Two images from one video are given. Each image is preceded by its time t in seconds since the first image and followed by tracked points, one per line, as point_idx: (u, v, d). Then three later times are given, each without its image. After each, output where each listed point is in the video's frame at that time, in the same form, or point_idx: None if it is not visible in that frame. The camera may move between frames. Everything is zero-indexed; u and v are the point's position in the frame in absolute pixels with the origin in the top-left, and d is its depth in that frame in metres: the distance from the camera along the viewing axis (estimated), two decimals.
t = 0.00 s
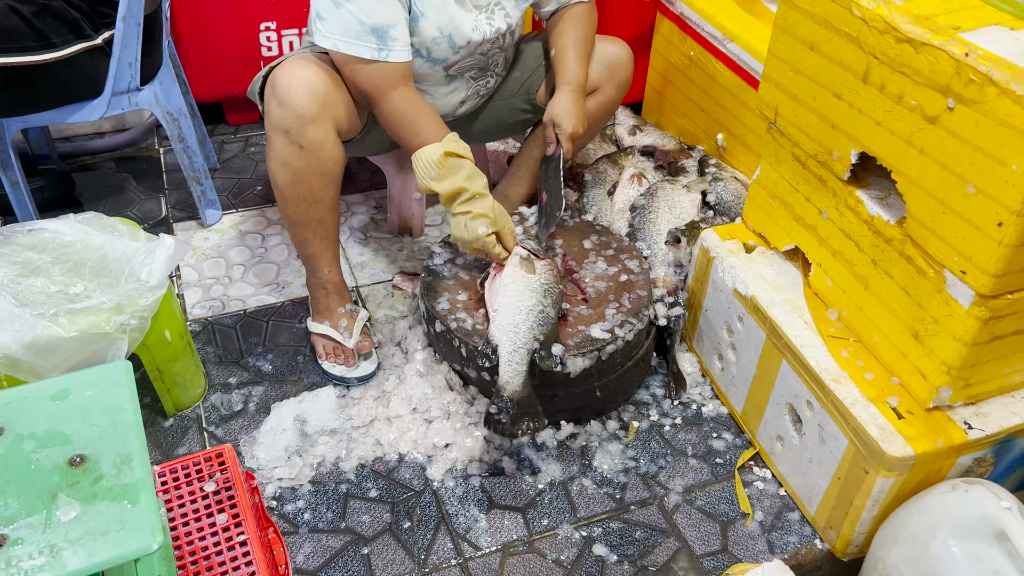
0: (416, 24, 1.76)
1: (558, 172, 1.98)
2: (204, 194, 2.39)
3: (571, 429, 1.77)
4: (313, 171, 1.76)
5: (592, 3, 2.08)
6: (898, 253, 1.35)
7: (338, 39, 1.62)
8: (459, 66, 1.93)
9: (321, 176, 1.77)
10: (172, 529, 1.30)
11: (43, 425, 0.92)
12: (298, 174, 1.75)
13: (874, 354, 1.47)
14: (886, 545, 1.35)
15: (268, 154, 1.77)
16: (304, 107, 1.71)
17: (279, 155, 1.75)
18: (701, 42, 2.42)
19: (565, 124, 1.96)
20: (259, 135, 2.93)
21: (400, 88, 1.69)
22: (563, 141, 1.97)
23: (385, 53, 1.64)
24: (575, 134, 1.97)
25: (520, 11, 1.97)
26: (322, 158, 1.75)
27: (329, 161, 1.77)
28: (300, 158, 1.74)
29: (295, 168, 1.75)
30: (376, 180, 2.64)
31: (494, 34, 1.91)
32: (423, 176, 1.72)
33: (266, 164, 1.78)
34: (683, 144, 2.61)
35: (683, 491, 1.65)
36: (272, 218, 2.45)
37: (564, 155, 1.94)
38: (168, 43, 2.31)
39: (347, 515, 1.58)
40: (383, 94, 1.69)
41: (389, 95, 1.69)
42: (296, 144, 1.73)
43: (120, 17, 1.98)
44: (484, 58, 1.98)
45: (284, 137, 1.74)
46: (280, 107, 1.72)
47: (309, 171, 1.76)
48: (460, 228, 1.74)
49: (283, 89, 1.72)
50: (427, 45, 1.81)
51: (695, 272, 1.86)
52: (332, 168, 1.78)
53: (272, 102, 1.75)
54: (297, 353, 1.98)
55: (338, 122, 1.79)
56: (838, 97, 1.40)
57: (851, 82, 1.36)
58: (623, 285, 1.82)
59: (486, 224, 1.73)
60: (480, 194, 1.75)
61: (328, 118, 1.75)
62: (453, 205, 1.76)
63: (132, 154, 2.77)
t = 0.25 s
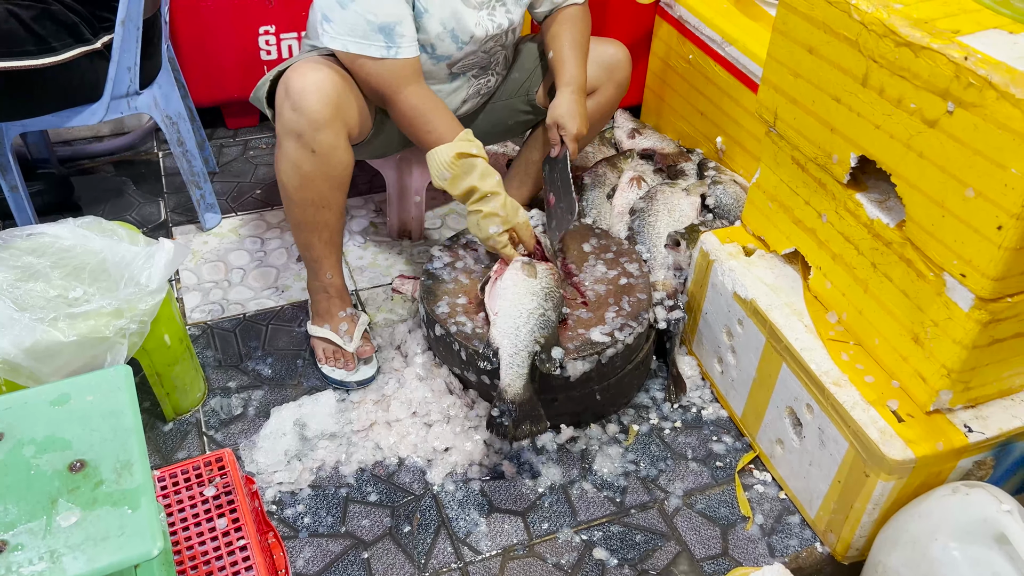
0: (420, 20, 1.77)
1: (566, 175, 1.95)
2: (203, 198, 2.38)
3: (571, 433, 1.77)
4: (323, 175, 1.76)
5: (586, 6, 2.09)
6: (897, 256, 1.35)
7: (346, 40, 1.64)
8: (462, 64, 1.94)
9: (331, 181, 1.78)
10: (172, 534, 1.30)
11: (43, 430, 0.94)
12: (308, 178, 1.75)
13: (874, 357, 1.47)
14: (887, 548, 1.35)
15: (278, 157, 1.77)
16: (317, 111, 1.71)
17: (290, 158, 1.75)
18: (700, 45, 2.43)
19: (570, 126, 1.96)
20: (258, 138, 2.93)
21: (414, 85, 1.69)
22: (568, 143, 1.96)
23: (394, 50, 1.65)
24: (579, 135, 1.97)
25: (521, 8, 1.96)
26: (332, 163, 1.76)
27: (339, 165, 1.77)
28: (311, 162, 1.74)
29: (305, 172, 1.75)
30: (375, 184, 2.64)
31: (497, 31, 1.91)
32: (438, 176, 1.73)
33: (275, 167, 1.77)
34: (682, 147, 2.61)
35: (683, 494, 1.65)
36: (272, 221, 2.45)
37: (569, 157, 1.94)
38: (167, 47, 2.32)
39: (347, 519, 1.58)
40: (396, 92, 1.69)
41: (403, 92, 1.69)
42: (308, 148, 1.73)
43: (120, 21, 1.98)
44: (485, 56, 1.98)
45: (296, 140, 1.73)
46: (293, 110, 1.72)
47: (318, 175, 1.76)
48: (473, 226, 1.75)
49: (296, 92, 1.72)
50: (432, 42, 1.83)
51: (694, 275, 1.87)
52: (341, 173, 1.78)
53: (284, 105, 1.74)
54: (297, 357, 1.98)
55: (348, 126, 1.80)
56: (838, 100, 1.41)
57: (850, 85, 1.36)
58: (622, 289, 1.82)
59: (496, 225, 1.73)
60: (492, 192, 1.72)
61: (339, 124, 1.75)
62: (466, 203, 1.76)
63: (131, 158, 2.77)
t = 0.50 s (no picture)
0: (429, 22, 1.77)
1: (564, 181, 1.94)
2: (201, 201, 2.38)
3: (569, 436, 1.77)
4: (335, 182, 1.76)
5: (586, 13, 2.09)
6: (895, 259, 1.36)
7: (360, 45, 1.65)
8: (468, 67, 1.95)
9: (343, 187, 1.78)
10: (169, 539, 1.29)
11: (40, 436, 0.94)
12: (320, 184, 1.75)
13: (872, 360, 1.47)
14: (885, 551, 1.35)
15: (291, 160, 1.76)
16: (335, 118, 1.71)
17: (304, 163, 1.75)
18: (698, 48, 2.43)
19: (572, 132, 1.95)
20: (255, 141, 2.92)
21: (428, 89, 1.69)
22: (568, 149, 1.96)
23: (407, 52, 1.66)
24: (580, 141, 1.97)
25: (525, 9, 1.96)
26: (345, 169, 1.76)
27: (352, 172, 1.77)
28: (325, 168, 1.74)
29: (318, 178, 1.74)
30: (373, 187, 2.63)
31: (502, 34, 1.90)
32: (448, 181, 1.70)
33: (286, 171, 1.77)
34: (680, 150, 2.61)
35: (681, 497, 1.64)
36: (269, 225, 2.45)
37: (568, 163, 1.93)
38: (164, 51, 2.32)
39: (345, 524, 1.58)
40: (408, 96, 1.69)
41: (416, 97, 1.69)
42: (324, 154, 1.73)
43: (117, 25, 1.97)
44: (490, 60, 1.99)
45: (311, 146, 1.73)
46: (310, 116, 1.72)
47: (331, 182, 1.76)
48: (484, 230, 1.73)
49: (314, 97, 1.71)
50: (440, 45, 1.83)
51: (692, 278, 1.87)
52: (354, 180, 1.79)
53: (300, 108, 1.74)
54: (295, 361, 1.97)
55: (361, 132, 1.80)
56: (835, 103, 1.41)
57: (847, 88, 1.37)
58: (620, 292, 1.82)
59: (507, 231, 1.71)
60: (503, 198, 1.69)
61: (355, 131, 1.75)
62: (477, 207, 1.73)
63: (128, 161, 2.77)
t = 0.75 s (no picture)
0: (434, 28, 1.77)
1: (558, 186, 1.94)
2: (196, 205, 2.38)
3: (566, 439, 1.77)
4: (341, 187, 1.76)
5: (584, 17, 2.10)
6: (891, 261, 1.36)
7: (369, 50, 1.64)
8: (471, 73, 1.95)
9: (348, 192, 1.78)
10: (165, 543, 1.29)
11: (35, 441, 0.93)
12: (326, 189, 1.75)
13: (868, 361, 1.48)
14: (882, 553, 1.35)
15: (298, 165, 1.76)
16: (345, 124, 1.71)
17: (311, 167, 1.74)
18: (693, 51, 2.43)
19: (565, 135, 1.95)
20: (251, 144, 2.92)
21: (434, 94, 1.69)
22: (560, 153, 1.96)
23: (415, 57, 1.66)
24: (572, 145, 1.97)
25: (527, 14, 1.97)
26: (352, 175, 1.76)
27: (358, 178, 1.77)
28: (332, 173, 1.74)
29: (324, 183, 1.75)
30: (369, 190, 2.63)
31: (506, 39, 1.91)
32: (455, 186, 1.71)
33: (292, 175, 1.76)
34: (676, 152, 2.62)
35: (678, 500, 1.64)
36: (265, 228, 2.45)
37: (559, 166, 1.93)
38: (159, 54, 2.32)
39: (342, 527, 1.57)
40: (416, 101, 1.69)
41: (423, 102, 1.69)
42: (331, 159, 1.73)
43: (112, 28, 1.97)
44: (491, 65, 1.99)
45: (319, 150, 1.73)
46: (320, 121, 1.71)
47: (337, 187, 1.76)
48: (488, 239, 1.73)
49: (324, 103, 1.71)
50: (445, 51, 1.82)
51: (689, 280, 1.87)
52: (359, 185, 1.79)
53: (309, 113, 1.73)
54: (291, 364, 1.97)
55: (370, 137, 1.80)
56: (830, 105, 1.41)
57: (843, 91, 1.37)
58: (616, 294, 1.82)
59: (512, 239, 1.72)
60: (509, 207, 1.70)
61: (363, 136, 1.75)
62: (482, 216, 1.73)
63: (124, 165, 2.76)
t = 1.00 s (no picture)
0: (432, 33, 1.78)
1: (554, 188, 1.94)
2: (191, 208, 2.37)
3: (562, 440, 1.77)
4: (339, 191, 1.76)
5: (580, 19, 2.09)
6: (885, 261, 1.36)
7: (369, 57, 1.64)
8: (467, 76, 1.95)
9: (346, 196, 1.78)
10: (160, 547, 1.28)
11: (29, 446, 0.93)
12: (324, 193, 1.75)
13: (863, 362, 1.48)
14: (877, 553, 1.35)
15: (295, 167, 1.75)
16: (344, 128, 1.71)
17: (308, 171, 1.74)
18: (688, 52, 2.44)
19: (561, 137, 1.96)
20: (245, 147, 2.91)
21: (434, 102, 1.70)
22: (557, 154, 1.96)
23: (415, 62, 1.66)
24: (569, 147, 1.97)
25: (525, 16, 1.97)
26: (350, 179, 1.76)
27: (355, 181, 1.77)
28: (330, 177, 1.74)
29: (322, 187, 1.74)
30: (364, 192, 2.63)
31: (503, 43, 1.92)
32: (452, 195, 1.73)
33: (289, 178, 1.76)
34: (671, 154, 2.62)
35: (674, 501, 1.65)
36: (260, 231, 2.44)
37: (558, 167, 1.93)
38: (153, 57, 2.31)
39: (337, 530, 1.57)
40: (416, 108, 1.69)
41: (424, 109, 1.69)
42: (330, 163, 1.73)
43: (105, 32, 1.97)
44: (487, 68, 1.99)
45: (317, 154, 1.72)
46: (318, 125, 1.71)
47: (335, 191, 1.76)
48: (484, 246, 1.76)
49: (323, 107, 1.71)
50: (443, 55, 1.83)
51: (684, 281, 1.87)
52: (357, 189, 1.79)
53: (307, 116, 1.73)
54: (287, 367, 1.97)
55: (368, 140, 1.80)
56: (824, 107, 1.42)
57: (836, 92, 1.38)
58: (612, 296, 1.82)
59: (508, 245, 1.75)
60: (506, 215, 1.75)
61: (361, 141, 1.75)
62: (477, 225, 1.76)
63: (118, 168, 2.75)
